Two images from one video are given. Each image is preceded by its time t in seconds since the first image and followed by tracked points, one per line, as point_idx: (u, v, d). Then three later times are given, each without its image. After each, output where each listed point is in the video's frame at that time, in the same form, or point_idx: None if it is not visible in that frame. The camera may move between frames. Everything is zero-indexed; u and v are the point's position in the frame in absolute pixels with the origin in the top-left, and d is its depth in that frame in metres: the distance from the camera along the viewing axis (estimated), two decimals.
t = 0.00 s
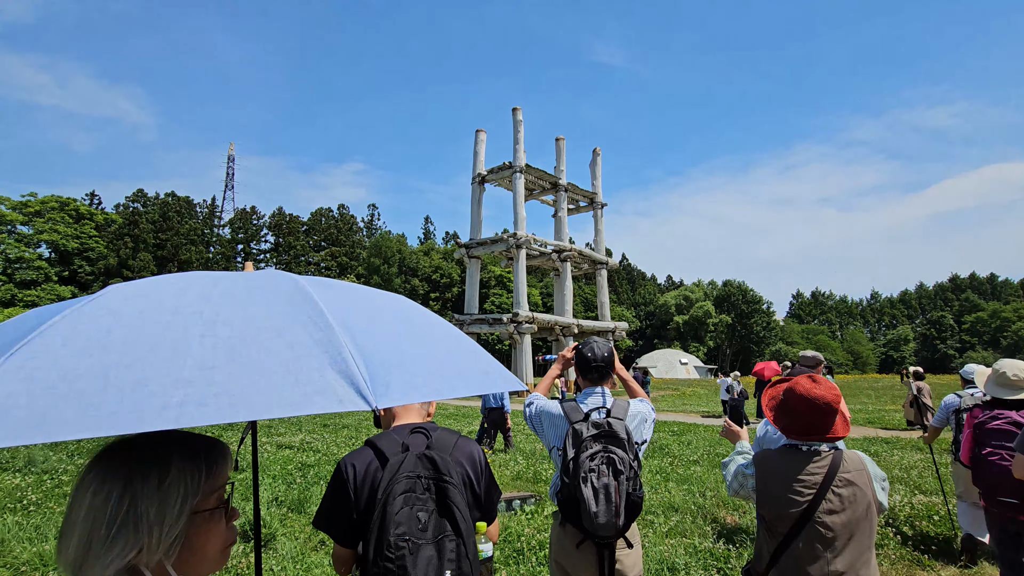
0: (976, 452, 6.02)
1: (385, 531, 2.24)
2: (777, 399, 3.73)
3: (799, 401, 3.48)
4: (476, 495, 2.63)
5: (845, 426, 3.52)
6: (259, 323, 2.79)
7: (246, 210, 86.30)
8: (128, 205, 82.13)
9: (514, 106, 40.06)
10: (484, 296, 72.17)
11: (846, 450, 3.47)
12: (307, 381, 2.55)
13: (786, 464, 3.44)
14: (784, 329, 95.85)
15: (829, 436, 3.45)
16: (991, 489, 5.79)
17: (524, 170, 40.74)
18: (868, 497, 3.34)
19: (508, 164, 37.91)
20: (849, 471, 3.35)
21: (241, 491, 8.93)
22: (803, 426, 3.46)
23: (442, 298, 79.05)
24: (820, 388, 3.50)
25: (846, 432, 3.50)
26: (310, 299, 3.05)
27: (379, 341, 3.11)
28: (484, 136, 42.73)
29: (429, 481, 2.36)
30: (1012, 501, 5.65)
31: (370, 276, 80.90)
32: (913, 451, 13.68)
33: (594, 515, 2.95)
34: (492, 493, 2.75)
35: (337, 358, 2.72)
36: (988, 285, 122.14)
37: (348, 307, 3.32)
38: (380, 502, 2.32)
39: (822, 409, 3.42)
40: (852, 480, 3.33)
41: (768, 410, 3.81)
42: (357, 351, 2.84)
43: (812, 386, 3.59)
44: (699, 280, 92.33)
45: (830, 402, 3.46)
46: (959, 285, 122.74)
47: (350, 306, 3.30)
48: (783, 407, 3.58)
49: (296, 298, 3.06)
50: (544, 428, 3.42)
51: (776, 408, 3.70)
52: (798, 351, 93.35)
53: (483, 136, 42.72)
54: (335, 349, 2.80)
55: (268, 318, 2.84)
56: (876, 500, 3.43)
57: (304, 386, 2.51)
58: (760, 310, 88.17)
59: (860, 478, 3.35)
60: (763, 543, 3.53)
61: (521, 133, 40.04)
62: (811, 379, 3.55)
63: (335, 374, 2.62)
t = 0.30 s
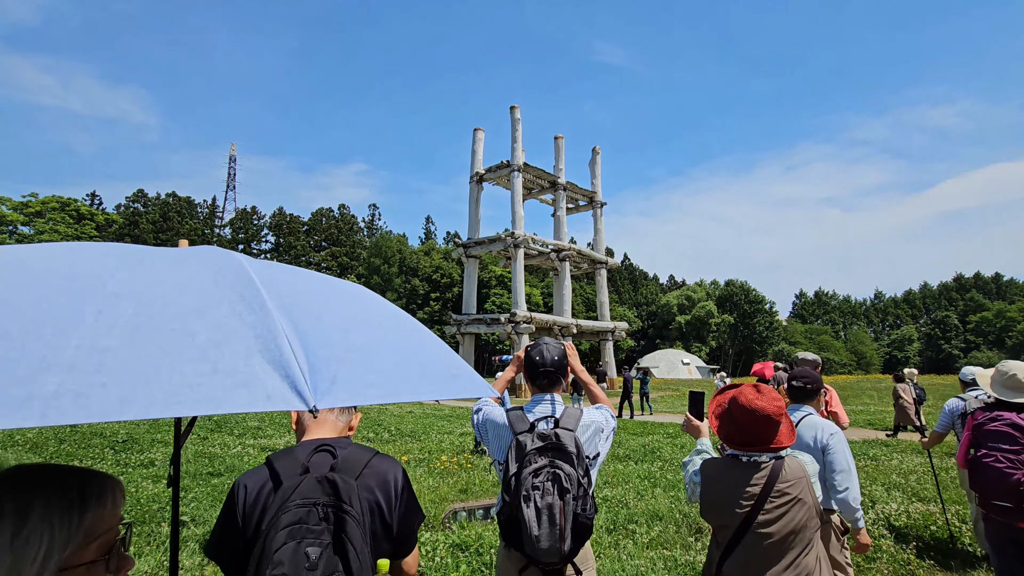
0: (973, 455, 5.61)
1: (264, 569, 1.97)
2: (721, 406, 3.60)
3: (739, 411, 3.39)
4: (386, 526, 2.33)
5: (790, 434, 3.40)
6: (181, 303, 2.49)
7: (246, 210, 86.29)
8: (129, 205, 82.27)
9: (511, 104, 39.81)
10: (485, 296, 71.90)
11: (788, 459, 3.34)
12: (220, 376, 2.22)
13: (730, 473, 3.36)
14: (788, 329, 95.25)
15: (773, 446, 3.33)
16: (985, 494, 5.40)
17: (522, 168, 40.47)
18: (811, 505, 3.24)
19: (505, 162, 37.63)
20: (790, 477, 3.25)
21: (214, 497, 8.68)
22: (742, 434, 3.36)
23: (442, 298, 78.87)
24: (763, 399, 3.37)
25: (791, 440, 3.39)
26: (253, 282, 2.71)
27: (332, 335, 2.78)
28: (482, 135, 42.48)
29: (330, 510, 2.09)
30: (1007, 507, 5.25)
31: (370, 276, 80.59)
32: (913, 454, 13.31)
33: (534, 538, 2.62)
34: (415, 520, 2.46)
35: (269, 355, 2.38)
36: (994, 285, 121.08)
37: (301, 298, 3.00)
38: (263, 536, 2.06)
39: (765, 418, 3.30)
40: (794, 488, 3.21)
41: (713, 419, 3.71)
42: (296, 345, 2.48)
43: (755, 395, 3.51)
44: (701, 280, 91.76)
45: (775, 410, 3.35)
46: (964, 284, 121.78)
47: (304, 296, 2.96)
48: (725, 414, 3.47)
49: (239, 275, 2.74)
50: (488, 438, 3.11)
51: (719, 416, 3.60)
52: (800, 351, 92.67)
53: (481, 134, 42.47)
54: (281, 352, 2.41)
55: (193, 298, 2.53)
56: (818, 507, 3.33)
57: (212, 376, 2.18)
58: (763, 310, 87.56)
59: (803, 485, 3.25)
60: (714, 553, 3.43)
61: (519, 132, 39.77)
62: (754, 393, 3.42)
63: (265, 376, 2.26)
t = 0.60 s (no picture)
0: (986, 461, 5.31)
1: None
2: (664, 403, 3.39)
3: (680, 410, 3.14)
4: (259, 558, 2.07)
5: (733, 428, 3.19)
6: (67, 311, 2.02)
7: (246, 210, 86.27)
8: (129, 206, 82.25)
9: (509, 103, 39.57)
10: (485, 296, 71.58)
11: (731, 453, 3.15)
12: (93, 420, 1.81)
13: (672, 473, 3.17)
14: (790, 330, 94.79)
15: (714, 441, 3.13)
16: (1000, 504, 5.07)
17: (519, 167, 40.12)
18: (750, 499, 3.07)
19: (501, 161, 37.33)
20: (731, 472, 3.06)
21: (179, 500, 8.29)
22: (685, 433, 3.15)
23: (442, 298, 78.55)
24: (701, 395, 3.15)
25: (733, 433, 3.19)
26: (162, 277, 2.23)
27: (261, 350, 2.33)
28: (479, 134, 42.18)
29: (185, 537, 1.86)
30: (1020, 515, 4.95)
31: (370, 277, 80.16)
32: (913, 458, 12.89)
33: (454, 563, 2.28)
34: (312, 548, 2.27)
35: (170, 394, 1.93)
36: (998, 285, 120.27)
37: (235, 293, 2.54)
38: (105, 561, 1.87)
39: (709, 415, 3.08)
40: (732, 484, 3.03)
41: (658, 416, 3.52)
42: (204, 370, 2.04)
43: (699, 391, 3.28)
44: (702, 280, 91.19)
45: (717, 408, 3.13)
46: (967, 285, 121.29)
47: (236, 298, 2.48)
48: (666, 412, 3.25)
49: (152, 270, 2.24)
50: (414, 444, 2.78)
51: (663, 414, 3.35)
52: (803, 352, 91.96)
53: (478, 133, 42.16)
54: (184, 395, 1.95)
55: (87, 298, 2.07)
56: (760, 500, 3.16)
57: (79, 436, 1.76)
58: (765, 310, 87.07)
59: (742, 478, 3.08)
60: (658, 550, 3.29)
61: (516, 130, 39.48)
62: (692, 390, 3.19)
63: (153, 432, 1.82)
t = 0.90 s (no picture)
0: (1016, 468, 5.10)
1: None
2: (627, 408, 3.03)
3: (645, 421, 2.75)
4: None
5: (703, 438, 2.86)
6: None
7: (245, 211, 86.33)
8: (128, 206, 82.31)
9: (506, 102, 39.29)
10: (484, 296, 71.30)
11: (699, 466, 2.81)
12: None
13: (635, 490, 2.80)
14: (792, 330, 94.29)
15: (681, 453, 2.77)
16: None
17: (516, 166, 39.84)
18: (720, 517, 2.72)
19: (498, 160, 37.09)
20: (697, 487, 2.73)
21: (140, 507, 7.88)
22: (650, 448, 2.78)
23: (441, 298, 78.41)
24: (669, 403, 2.76)
25: (705, 444, 2.85)
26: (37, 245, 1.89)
27: (154, 342, 1.87)
28: (476, 133, 41.91)
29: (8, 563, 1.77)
30: None
31: (369, 277, 79.96)
32: (912, 461, 12.50)
33: None
34: None
35: None
36: (1001, 285, 119.65)
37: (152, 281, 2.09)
38: None
39: (680, 431, 2.72)
40: (700, 500, 2.69)
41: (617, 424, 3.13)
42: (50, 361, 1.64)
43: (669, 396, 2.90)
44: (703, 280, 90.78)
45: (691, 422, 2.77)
46: (970, 285, 120.76)
47: (145, 282, 2.06)
48: (629, 421, 2.87)
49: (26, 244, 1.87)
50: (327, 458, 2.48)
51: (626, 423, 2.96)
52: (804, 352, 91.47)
53: (475, 133, 41.91)
54: (8, 395, 1.55)
55: None
56: (730, 517, 2.83)
57: None
58: (766, 311, 86.62)
59: (711, 494, 2.74)
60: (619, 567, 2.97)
61: (513, 129, 39.24)
62: (659, 395, 2.80)
63: None
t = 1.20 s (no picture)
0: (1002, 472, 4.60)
1: None
2: (556, 406, 2.73)
3: (574, 420, 2.48)
4: None
5: (642, 436, 2.59)
6: None
7: (243, 211, 86.33)
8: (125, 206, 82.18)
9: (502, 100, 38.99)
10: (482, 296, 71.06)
11: (633, 470, 2.55)
12: None
13: (564, 497, 2.54)
14: (793, 331, 93.79)
15: (614, 454, 2.50)
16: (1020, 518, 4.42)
17: (512, 165, 39.53)
18: (653, 523, 2.46)
19: (493, 158, 36.80)
20: (629, 492, 2.45)
21: (102, 510, 7.62)
22: (580, 448, 2.52)
23: (440, 298, 78.23)
24: (597, 401, 2.49)
25: (643, 444, 2.58)
26: None
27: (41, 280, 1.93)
28: (472, 131, 41.60)
29: None
30: None
31: (367, 277, 79.68)
32: (906, 463, 12.12)
33: None
34: None
35: None
36: (1002, 286, 119.33)
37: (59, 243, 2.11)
38: None
39: (609, 431, 2.45)
40: (630, 506, 2.42)
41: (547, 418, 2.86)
42: None
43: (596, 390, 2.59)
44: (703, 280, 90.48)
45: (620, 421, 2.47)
46: (972, 285, 120.18)
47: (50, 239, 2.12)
48: (557, 422, 2.61)
49: None
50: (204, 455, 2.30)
51: (555, 418, 2.70)
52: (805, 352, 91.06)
53: (471, 131, 41.60)
54: None
55: None
56: (667, 524, 2.55)
57: None
58: (767, 311, 86.12)
59: (645, 499, 2.46)
60: None
61: (509, 128, 38.98)
62: (587, 392, 2.52)
63: None
